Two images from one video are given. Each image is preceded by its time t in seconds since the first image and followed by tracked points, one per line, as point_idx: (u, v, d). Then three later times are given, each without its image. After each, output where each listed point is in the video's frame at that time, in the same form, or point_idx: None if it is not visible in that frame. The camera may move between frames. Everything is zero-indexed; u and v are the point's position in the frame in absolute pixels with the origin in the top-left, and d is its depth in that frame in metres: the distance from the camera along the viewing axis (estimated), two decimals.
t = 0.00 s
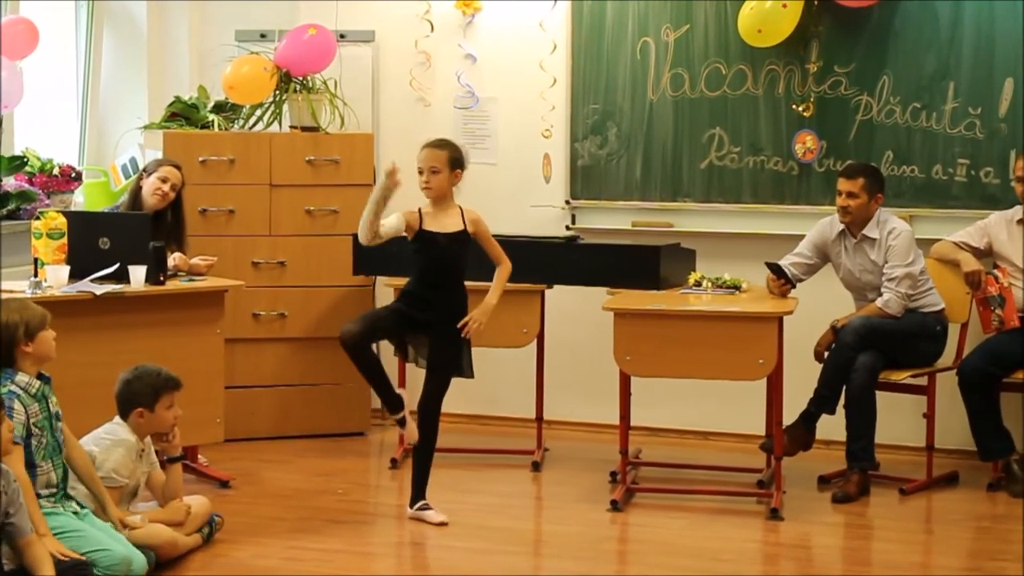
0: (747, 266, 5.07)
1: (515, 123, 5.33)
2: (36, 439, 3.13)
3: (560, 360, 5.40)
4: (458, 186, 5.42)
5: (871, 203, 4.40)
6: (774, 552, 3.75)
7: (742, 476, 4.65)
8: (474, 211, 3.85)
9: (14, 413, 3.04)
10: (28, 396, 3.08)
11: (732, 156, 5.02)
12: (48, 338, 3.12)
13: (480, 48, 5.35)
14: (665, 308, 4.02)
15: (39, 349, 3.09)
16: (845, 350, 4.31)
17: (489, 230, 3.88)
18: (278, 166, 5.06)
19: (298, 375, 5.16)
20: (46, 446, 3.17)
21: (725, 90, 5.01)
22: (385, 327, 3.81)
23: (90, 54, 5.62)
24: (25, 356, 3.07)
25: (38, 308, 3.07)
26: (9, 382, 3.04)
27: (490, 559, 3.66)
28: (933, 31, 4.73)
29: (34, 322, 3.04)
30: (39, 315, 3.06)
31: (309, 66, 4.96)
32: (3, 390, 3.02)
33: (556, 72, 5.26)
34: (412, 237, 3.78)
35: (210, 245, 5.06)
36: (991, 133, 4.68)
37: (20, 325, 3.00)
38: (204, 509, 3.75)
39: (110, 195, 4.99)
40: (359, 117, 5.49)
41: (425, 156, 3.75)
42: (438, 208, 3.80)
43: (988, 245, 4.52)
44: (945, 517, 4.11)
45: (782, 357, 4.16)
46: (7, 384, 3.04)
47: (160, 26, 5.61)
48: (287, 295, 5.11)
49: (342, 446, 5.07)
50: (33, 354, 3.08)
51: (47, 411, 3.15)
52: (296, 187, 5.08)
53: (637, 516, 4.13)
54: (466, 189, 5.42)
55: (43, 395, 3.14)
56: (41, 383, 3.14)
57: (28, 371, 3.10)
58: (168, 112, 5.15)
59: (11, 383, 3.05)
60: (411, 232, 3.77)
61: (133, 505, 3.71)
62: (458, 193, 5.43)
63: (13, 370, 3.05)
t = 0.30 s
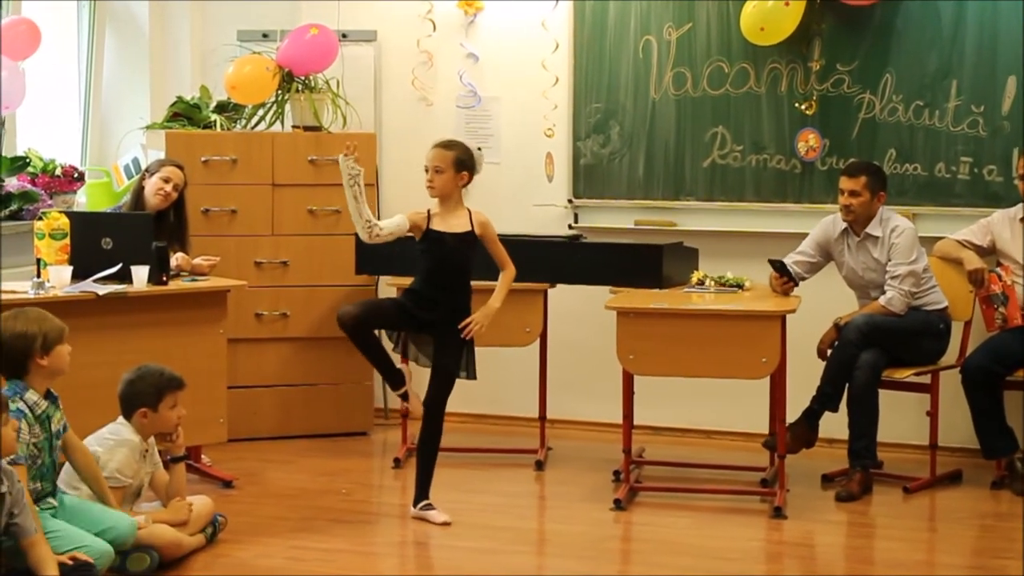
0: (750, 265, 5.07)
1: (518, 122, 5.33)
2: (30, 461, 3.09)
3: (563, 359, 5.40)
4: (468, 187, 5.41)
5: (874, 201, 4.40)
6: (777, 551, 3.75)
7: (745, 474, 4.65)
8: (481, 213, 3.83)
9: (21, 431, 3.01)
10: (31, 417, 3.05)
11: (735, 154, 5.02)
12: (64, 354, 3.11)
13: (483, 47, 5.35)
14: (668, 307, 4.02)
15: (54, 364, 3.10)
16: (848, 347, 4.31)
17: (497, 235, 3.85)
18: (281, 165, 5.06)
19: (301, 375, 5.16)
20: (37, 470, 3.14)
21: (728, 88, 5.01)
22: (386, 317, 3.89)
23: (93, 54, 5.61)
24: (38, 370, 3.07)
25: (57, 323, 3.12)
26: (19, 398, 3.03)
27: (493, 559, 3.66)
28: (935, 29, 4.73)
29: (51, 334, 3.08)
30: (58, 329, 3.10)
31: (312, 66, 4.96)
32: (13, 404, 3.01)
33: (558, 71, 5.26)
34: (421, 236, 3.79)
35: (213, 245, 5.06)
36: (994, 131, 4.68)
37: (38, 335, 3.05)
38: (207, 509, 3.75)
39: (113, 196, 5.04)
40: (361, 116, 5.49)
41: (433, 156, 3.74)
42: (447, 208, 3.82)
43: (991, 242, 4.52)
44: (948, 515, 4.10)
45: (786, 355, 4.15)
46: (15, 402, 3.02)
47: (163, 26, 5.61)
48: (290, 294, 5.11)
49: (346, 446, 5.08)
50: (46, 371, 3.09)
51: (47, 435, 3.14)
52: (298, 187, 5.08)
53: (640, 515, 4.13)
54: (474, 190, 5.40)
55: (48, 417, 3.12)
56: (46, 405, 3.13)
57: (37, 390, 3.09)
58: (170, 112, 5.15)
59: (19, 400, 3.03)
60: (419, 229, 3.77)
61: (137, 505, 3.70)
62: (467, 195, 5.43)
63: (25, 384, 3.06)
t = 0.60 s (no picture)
0: (753, 263, 5.08)
1: (521, 120, 5.33)
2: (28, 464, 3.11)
3: (566, 357, 5.40)
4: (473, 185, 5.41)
5: (875, 199, 4.40)
6: (779, 549, 3.75)
7: (748, 472, 4.65)
8: (488, 211, 3.83)
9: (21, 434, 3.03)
10: (32, 422, 3.07)
11: (738, 152, 5.02)
12: (72, 368, 3.10)
13: (485, 45, 5.35)
14: (670, 304, 4.02)
15: (61, 377, 3.08)
16: (850, 345, 4.31)
17: (502, 233, 3.85)
18: (284, 163, 5.06)
19: (304, 373, 5.17)
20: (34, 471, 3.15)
21: (731, 86, 5.01)
22: (387, 311, 3.88)
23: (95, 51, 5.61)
24: (45, 381, 3.06)
25: (70, 337, 3.10)
26: (21, 403, 3.02)
27: (496, 556, 3.66)
28: (937, 28, 4.73)
29: (63, 348, 3.06)
30: (71, 343, 3.09)
31: (315, 64, 4.96)
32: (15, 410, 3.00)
33: (560, 69, 5.26)
34: (425, 231, 3.79)
35: (216, 242, 5.06)
36: (997, 129, 4.67)
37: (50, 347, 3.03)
38: (210, 507, 3.76)
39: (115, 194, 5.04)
40: (364, 114, 5.49)
41: (440, 153, 3.76)
42: (454, 205, 3.82)
43: (993, 240, 4.51)
44: (951, 513, 4.11)
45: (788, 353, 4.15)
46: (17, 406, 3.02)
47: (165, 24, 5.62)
48: (293, 292, 5.11)
49: (349, 443, 5.08)
50: (53, 382, 3.07)
51: (47, 441, 3.16)
52: (301, 185, 5.08)
53: (643, 513, 4.14)
54: (482, 189, 5.40)
55: (49, 424, 3.13)
56: (50, 412, 3.14)
57: (40, 398, 3.08)
58: (172, 110, 5.15)
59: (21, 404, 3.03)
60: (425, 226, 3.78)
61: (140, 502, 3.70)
62: (476, 193, 5.40)
63: (29, 390, 3.05)
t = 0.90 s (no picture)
0: (755, 258, 5.08)
1: (523, 114, 5.32)
2: (37, 458, 3.09)
3: (568, 352, 5.40)
4: (475, 178, 5.41)
5: (875, 194, 4.40)
6: (781, 543, 3.75)
7: (749, 467, 4.65)
8: (489, 204, 3.84)
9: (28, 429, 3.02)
10: (40, 416, 3.05)
11: (740, 147, 5.02)
12: (77, 356, 3.08)
13: (488, 40, 5.35)
14: (672, 300, 4.02)
15: (66, 365, 3.06)
16: (851, 341, 4.31)
17: (502, 226, 3.86)
18: (286, 156, 5.06)
19: (306, 367, 5.17)
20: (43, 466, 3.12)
21: (733, 81, 5.00)
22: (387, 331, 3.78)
23: (98, 46, 5.61)
24: (51, 370, 3.04)
25: (74, 324, 3.08)
26: (29, 397, 3.02)
27: (498, 550, 3.66)
28: (940, 22, 4.72)
29: (66, 335, 3.04)
30: (74, 330, 3.07)
31: (317, 58, 4.96)
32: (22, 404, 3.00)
33: (563, 63, 5.26)
34: (423, 223, 3.78)
35: (218, 235, 5.06)
36: (1000, 125, 4.67)
37: (53, 335, 3.02)
38: (211, 501, 3.76)
39: (119, 188, 4.98)
40: (366, 108, 5.49)
41: (442, 148, 3.74)
42: (454, 200, 3.82)
43: (996, 236, 4.51)
44: (953, 509, 4.10)
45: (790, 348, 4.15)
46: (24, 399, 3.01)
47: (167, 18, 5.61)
48: (295, 286, 5.11)
49: (351, 437, 5.08)
50: (58, 370, 3.06)
51: (56, 434, 3.14)
52: (303, 179, 5.08)
53: (645, 507, 4.14)
54: (485, 183, 5.41)
55: (58, 417, 3.11)
56: (57, 404, 3.12)
57: (47, 388, 3.07)
58: (174, 104, 5.14)
59: (29, 397, 3.02)
60: (423, 219, 3.78)
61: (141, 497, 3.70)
62: (476, 185, 5.43)
63: (36, 381, 3.04)
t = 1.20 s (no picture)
0: (755, 254, 5.07)
1: (523, 110, 5.32)
2: (44, 446, 3.11)
3: (569, 348, 5.40)
4: (476, 174, 5.40)
5: (875, 189, 4.39)
6: (782, 540, 3.75)
7: (750, 463, 4.65)
8: (479, 202, 3.84)
9: (35, 417, 3.03)
10: (44, 403, 3.05)
11: (741, 143, 5.01)
12: (77, 345, 3.08)
13: (489, 36, 5.34)
14: (673, 296, 4.01)
15: (65, 354, 3.06)
16: (853, 338, 4.30)
17: (492, 226, 3.84)
18: (287, 153, 5.06)
19: (306, 363, 5.16)
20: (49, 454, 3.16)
21: (734, 77, 5.00)
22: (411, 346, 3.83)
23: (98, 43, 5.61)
24: (51, 359, 3.04)
25: (73, 313, 3.07)
26: (32, 383, 3.03)
27: (499, 547, 3.66)
28: (941, 18, 4.72)
29: (66, 324, 3.03)
30: (74, 319, 3.06)
31: (317, 54, 4.95)
32: (26, 391, 3.00)
33: (563, 59, 5.25)
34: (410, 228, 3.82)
35: (219, 232, 5.05)
36: (1001, 120, 4.66)
37: (53, 324, 3.01)
38: (212, 497, 3.75)
39: (117, 184, 4.83)
40: (366, 105, 5.48)
41: (436, 146, 3.73)
42: (444, 198, 3.82)
43: (997, 231, 4.40)
44: (954, 505, 4.10)
45: (791, 344, 4.15)
46: (29, 386, 3.02)
47: (167, 15, 5.62)
48: (295, 283, 5.11)
49: (351, 434, 5.08)
50: (59, 358, 3.06)
51: (62, 421, 3.16)
52: (304, 175, 5.08)
53: (646, 504, 4.13)
54: (472, 180, 5.42)
55: (60, 404, 3.12)
56: (59, 392, 3.12)
57: (49, 376, 3.07)
58: (174, 100, 5.14)
59: (33, 384, 3.03)
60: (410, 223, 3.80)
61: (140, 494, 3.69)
62: (465, 184, 5.44)
63: (38, 370, 3.04)
